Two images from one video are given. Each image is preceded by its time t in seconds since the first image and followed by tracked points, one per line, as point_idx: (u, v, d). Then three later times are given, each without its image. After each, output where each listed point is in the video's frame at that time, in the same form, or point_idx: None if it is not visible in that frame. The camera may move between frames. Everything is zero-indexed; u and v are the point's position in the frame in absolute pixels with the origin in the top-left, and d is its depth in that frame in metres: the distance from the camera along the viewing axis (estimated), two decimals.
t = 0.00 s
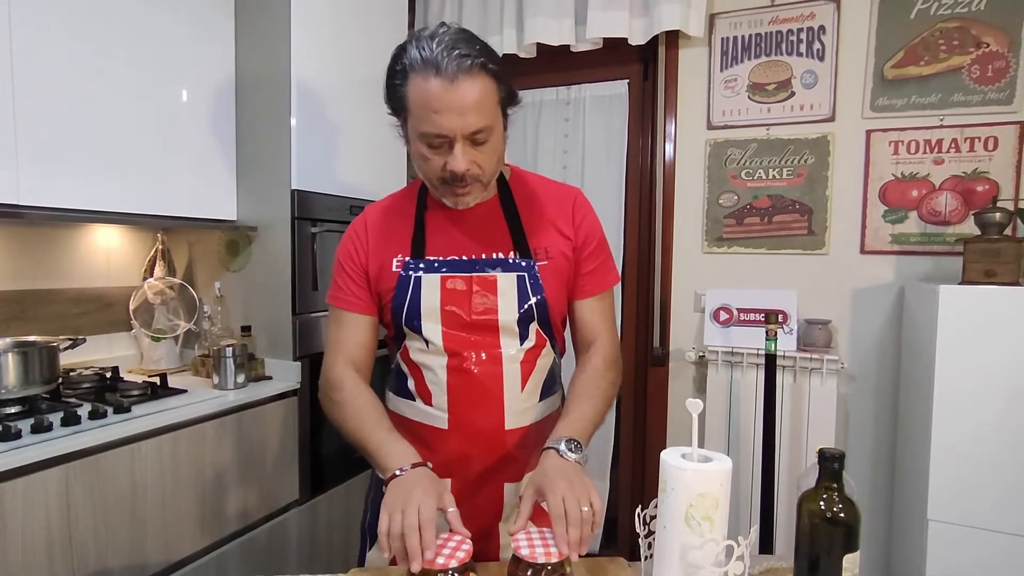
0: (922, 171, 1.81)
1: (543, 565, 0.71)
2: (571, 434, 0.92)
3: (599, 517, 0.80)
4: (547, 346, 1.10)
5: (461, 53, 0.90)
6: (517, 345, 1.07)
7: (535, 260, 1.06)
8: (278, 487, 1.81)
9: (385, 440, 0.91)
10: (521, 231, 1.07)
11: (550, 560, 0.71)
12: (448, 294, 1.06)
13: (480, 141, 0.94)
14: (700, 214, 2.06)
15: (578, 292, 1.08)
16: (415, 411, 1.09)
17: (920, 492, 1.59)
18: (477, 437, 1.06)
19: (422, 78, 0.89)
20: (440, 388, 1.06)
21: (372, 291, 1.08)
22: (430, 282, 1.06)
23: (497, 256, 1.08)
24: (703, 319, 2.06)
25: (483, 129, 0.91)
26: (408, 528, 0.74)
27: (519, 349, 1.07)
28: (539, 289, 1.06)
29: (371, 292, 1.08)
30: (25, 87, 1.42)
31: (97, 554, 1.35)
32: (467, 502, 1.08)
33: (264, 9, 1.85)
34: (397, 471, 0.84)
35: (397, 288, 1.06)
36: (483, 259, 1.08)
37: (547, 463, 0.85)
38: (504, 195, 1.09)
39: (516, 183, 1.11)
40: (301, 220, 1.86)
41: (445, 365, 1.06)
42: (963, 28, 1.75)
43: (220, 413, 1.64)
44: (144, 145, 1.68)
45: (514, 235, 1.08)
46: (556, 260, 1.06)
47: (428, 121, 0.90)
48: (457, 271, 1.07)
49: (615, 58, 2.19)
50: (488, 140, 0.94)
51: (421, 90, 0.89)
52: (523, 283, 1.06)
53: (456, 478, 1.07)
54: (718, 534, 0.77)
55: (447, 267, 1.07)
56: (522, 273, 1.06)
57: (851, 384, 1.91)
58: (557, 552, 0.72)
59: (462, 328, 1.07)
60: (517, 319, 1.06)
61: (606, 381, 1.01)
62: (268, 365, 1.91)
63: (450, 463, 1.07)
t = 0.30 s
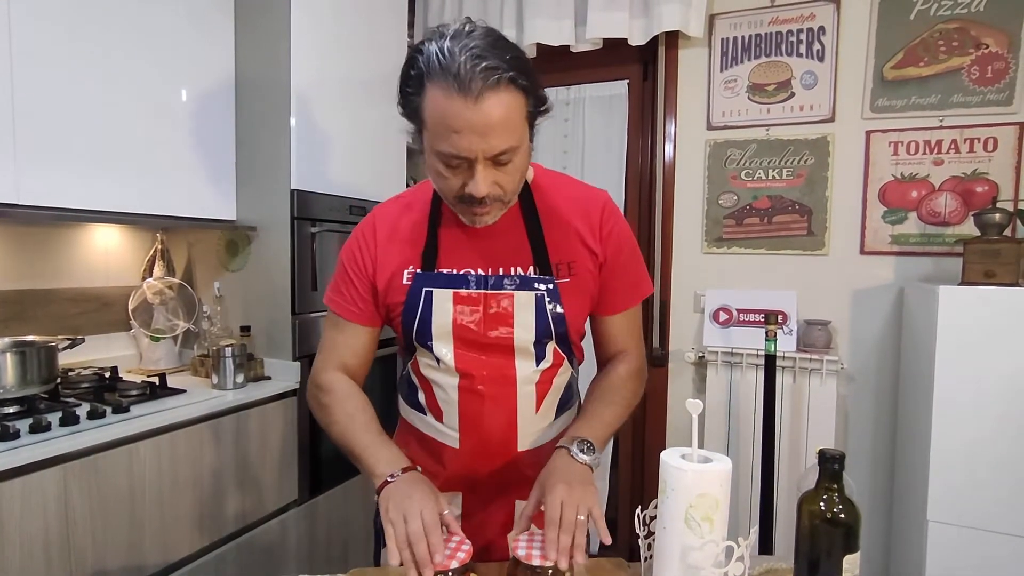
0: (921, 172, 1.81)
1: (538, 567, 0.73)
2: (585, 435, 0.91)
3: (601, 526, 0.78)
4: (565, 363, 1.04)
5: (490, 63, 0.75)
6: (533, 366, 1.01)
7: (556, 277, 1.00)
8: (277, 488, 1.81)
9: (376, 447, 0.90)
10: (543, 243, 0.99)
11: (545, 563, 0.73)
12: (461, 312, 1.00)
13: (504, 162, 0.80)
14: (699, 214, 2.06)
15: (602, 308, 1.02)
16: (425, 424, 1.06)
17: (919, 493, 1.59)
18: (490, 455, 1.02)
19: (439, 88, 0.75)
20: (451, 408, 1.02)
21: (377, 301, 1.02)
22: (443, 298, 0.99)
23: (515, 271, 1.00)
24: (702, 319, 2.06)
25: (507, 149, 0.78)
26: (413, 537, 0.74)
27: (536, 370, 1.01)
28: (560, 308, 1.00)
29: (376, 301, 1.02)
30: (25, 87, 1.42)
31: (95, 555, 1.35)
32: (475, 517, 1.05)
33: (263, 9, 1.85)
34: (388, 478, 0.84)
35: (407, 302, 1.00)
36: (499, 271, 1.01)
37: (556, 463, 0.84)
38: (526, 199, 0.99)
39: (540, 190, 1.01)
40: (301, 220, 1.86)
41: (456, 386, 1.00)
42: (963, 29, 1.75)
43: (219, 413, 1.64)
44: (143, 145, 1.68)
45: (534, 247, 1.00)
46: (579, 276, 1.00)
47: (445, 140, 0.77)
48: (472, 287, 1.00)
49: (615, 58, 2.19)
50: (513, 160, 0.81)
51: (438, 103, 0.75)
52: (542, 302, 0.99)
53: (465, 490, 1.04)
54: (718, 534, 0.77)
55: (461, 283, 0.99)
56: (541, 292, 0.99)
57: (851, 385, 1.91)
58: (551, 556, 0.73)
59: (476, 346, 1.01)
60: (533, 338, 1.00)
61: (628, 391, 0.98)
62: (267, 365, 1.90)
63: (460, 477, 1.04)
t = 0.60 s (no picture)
0: (919, 173, 1.81)
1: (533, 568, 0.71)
2: (589, 436, 0.92)
3: (608, 522, 0.78)
4: (573, 374, 1.02)
5: (502, 76, 0.72)
6: (541, 380, 0.97)
7: (566, 289, 0.96)
8: (273, 489, 1.80)
9: (379, 438, 0.90)
10: (553, 254, 0.96)
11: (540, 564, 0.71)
12: (468, 325, 0.95)
13: (515, 179, 0.78)
14: (697, 214, 2.06)
15: (611, 317, 1.01)
16: (429, 434, 1.02)
17: (916, 495, 1.59)
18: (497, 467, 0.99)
19: (449, 102, 0.73)
20: (456, 420, 0.97)
21: (378, 311, 0.99)
22: (449, 311, 0.95)
23: (523, 282, 0.96)
24: (700, 320, 2.06)
25: (519, 167, 0.75)
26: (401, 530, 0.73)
27: (544, 383, 0.97)
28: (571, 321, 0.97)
29: (378, 311, 0.99)
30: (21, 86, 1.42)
31: (90, 555, 1.35)
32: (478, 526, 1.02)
33: (261, 8, 1.84)
34: (389, 470, 0.84)
35: (410, 315, 0.96)
36: (508, 282, 0.97)
37: (558, 465, 0.85)
38: (535, 208, 0.96)
39: (549, 199, 0.98)
40: (299, 220, 1.85)
41: (463, 401, 0.96)
42: (961, 30, 1.76)
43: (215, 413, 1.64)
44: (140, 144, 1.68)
45: (543, 258, 0.96)
46: (589, 287, 0.97)
47: (454, 156, 0.74)
48: (480, 299, 0.95)
49: (614, 59, 2.18)
50: (524, 177, 0.78)
51: (448, 119, 0.73)
52: (553, 315, 0.95)
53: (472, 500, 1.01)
54: (715, 535, 0.77)
55: (468, 295, 0.95)
56: (551, 305, 0.95)
57: (848, 386, 1.91)
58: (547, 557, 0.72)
59: (482, 359, 0.97)
60: (542, 353, 0.97)
61: (634, 395, 0.99)
62: (264, 365, 1.90)
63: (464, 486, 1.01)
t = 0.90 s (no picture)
0: (918, 174, 1.81)
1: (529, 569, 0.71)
2: (589, 445, 0.91)
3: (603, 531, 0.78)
4: (576, 380, 1.01)
5: (510, 84, 0.72)
6: (544, 387, 0.97)
7: (570, 298, 0.96)
8: (271, 489, 1.80)
9: (379, 447, 0.89)
10: (557, 261, 0.95)
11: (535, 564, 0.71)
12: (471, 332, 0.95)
13: (521, 188, 0.78)
14: (696, 215, 2.06)
15: (616, 322, 1.01)
16: (431, 438, 1.01)
17: (914, 495, 1.59)
18: (498, 471, 0.99)
19: (456, 109, 0.72)
20: (458, 426, 0.97)
21: (379, 315, 0.98)
22: (451, 318, 0.94)
23: (526, 290, 0.96)
24: (698, 320, 2.07)
25: (525, 177, 0.75)
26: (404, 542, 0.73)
27: (547, 390, 0.97)
28: (574, 328, 0.96)
29: (379, 315, 0.98)
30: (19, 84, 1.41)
31: (87, 554, 1.34)
32: (478, 528, 1.02)
33: (260, 7, 1.84)
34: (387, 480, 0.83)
35: (412, 321, 0.95)
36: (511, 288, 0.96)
37: (558, 470, 0.85)
38: (539, 215, 0.95)
39: (552, 206, 0.97)
40: (297, 219, 1.85)
41: (465, 407, 0.96)
42: (959, 32, 1.76)
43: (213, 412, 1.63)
44: (138, 143, 1.67)
45: (547, 266, 0.95)
46: (593, 296, 0.96)
47: (460, 165, 0.74)
48: (482, 306, 0.95)
49: (614, 59, 2.18)
50: (530, 186, 0.78)
51: (454, 127, 0.72)
52: (555, 323, 0.95)
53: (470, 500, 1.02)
54: (713, 535, 0.77)
55: (471, 302, 0.95)
56: (554, 313, 0.95)
57: (846, 387, 1.91)
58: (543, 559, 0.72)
59: (484, 366, 0.97)
60: (545, 360, 0.96)
61: (637, 401, 0.99)
62: (261, 365, 1.89)
63: (465, 488, 1.00)
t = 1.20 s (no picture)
0: (912, 176, 1.82)
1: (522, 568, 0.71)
2: (583, 446, 0.91)
3: (596, 529, 0.78)
4: (572, 381, 1.02)
5: (508, 84, 0.72)
6: (541, 388, 0.97)
7: (567, 299, 0.96)
8: (265, 487, 1.80)
9: (376, 446, 0.89)
10: (555, 262, 0.95)
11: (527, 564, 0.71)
12: (468, 333, 0.95)
13: (518, 189, 0.78)
14: (692, 215, 2.06)
15: (612, 324, 1.01)
16: (428, 438, 1.01)
17: (906, 496, 1.60)
18: (494, 471, 0.99)
19: (453, 110, 0.72)
20: (455, 426, 0.97)
21: (377, 316, 0.98)
22: (449, 319, 0.94)
23: (523, 291, 0.96)
24: (693, 320, 2.07)
25: (522, 178, 0.75)
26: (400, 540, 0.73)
27: (544, 391, 0.97)
28: (571, 329, 0.97)
29: (377, 316, 0.98)
30: (13, 80, 1.41)
31: (79, 551, 1.34)
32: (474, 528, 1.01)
33: (256, 5, 1.84)
34: (383, 479, 0.83)
35: (410, 322, 0.95)
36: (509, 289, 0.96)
37: (553, 469, 0.85)
38: (536, 216, 0.95)
39: (550, 206, 0.97)
40: (292, 217, 1.85)
41: (462, 408, 0.96)
42: (954, 34, 1.77)
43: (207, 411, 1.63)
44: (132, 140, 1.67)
45: (545, 267, 0.95)
46: (590, 297, 0.97)
47: (457, 165, 0.74)
48: (480, 307, 0.95)
49: (611, 59, 2.18)
50: (527, 187, 0.78)
51: (451, 127, 0.72)
52: (552, 324, 0.95)
53: (466, 499, 1.02)
54: (705, 535, 0.77)
55: (469, 304, 0.95)
56: (552, 314, 0.95)
57: (840, 387, 1.92)
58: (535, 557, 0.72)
59: (481, 367, 0.97)
60: (542, 361, 0.96)
61: (632, 402, 0.99)
62: (256, 363, 1.89)
63: (461, 488, 1.00)
